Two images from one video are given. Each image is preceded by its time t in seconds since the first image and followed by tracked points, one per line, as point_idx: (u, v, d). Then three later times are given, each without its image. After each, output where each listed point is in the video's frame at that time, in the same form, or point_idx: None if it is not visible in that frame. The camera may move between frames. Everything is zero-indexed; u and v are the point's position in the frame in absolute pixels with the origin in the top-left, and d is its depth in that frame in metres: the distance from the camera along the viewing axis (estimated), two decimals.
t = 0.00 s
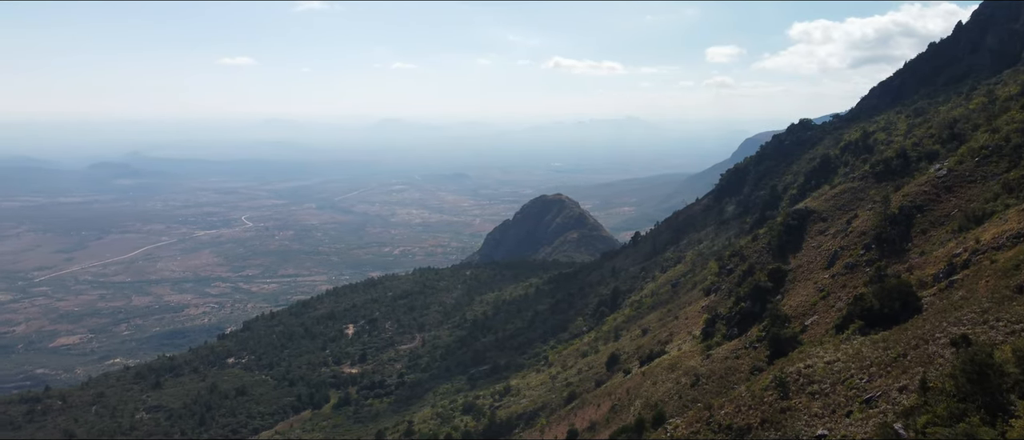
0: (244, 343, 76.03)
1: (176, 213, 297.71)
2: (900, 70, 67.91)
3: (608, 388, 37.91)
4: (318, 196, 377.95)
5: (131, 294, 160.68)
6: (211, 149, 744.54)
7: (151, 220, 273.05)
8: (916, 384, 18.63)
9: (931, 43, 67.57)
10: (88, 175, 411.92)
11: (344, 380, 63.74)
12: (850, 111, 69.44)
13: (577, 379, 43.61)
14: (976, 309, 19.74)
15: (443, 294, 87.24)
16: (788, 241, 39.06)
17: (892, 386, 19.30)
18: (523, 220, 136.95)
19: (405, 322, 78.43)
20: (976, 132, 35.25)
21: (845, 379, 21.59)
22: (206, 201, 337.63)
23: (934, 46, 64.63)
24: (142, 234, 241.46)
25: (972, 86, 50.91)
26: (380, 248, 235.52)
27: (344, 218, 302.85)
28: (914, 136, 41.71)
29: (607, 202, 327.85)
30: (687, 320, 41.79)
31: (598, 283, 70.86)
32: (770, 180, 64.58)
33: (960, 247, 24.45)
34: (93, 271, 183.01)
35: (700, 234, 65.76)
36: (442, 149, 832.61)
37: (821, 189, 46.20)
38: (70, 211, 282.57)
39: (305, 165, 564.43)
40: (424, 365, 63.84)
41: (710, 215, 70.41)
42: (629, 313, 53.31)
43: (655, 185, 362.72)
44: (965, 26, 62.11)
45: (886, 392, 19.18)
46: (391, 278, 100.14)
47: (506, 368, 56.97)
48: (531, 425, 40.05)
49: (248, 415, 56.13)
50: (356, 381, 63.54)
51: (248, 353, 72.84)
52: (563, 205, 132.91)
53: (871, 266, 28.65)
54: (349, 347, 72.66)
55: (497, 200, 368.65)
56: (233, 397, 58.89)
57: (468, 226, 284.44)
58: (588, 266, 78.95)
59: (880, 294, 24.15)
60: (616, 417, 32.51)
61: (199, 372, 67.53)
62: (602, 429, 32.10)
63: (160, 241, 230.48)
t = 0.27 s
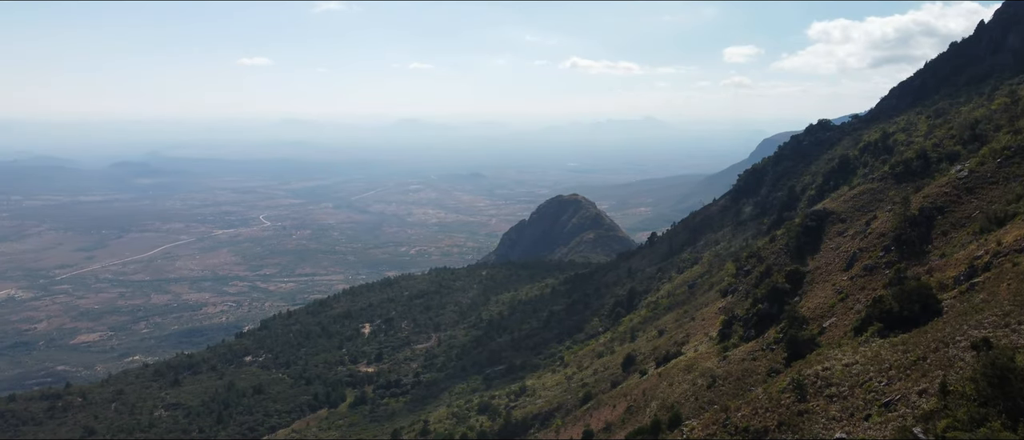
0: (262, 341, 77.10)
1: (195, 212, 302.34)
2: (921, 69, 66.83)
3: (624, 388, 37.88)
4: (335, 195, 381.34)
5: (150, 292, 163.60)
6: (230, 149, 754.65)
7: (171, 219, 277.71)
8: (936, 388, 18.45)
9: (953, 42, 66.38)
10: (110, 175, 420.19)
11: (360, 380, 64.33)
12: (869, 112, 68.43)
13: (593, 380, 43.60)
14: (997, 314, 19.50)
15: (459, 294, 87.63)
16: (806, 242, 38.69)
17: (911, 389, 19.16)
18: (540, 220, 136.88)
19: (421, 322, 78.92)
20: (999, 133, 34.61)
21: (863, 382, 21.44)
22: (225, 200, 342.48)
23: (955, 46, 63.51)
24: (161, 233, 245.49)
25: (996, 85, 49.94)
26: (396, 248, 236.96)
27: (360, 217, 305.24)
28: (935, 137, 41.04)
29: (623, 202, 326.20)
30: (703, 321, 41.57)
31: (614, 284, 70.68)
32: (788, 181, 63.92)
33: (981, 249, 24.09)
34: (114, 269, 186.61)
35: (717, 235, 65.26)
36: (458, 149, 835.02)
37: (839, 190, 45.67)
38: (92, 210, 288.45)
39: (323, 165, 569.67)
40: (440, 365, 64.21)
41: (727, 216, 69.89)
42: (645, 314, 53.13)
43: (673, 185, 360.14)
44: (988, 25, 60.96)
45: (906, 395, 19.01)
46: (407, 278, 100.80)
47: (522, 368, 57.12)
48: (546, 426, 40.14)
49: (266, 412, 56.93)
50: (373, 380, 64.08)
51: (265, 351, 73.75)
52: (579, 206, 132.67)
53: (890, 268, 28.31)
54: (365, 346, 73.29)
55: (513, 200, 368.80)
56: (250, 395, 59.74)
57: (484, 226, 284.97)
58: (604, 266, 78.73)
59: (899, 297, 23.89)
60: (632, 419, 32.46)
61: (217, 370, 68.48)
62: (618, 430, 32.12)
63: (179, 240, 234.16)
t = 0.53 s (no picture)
0: (280, 340, 78.08)
1: (214, 211, 306.67)
2: (943, 69, 65.65)
3: (640, 390, 37.84)
4: (351, 195, 384.43)
5: (169, 290, 166.36)
6: (248, 149, 764.33)
7: (190, 218, 282.07)
8: (956, 392, 18.27)
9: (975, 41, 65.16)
10: (131, 175, 428.02)
11: (376, 379, 64.86)
12: (889, 112, 67.41)
13: (609, 381, 43.56)
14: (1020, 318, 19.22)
15: (475, 294, 87.95)
16: (824, 243, 38.29)
17: (931, 392, 19.00)
18: (556, 220, 136.66)
19: (437, 321, 79.34)
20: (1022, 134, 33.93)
21: (882, 385, 21.25)
22: (243, 200, 347.00)
23: (978, 46, 62.32)
24: (180, 232, 249.38)
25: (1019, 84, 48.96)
26: (412, 247, 238.29)
27: (377, 217, 307.41)
28: (956, 137, 40.39)
29: (640, 202, 324.48)
30: (720, 323, 41.31)
31: (630, 285, 70.40)
32: (806, 182, 63.18)
33: (1003, 252, 23.72)
34: (133, 268, 190.11)
35: (734, 236, 64.72)
36: (475, 149, 836.68)
37: (858, 192, 45.10)
38: (114, 209, 294.12)
39: (340, 165, 574.57)
40: (456, 365, 64.54)
41: (745, 217, 69.27)
42: (661, 315, 52.90)
43: (691, 185, 357.32)
44: (1012, 24, 59.75)
45: (926, 399, 18.83)
46: (424, 278, 101.35)
47: (537, 368, 57.24)
48: (562, 427, 40.24)
49: (283, 411, 57.72)
50: (389, 380, 64.62)
51: (282, 350, 74.63)
52: (595, 206, 132.24)
53: (910, 270, 27.92)
54: (381, 345, 73.88)
55: (529, 200, 368.75)
56: (267, 394, 60.54)
57: (500, 226, 285.37)
58: (621, 267, 78.48)
59: (918, 299, 23.65)
60: (647, 420, 32.40)
61: (234, 369, 69.47)
62: (634, 431, 32.11)
63: (198, 239, 237.67)
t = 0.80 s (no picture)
0: (297, 339, 79.04)
1: (232, 211, 310.88)
2: (965, 69, 64.45)
3: (657, 391, 37.74)
4: (368, 195, 387.33)
5: (187, 289, 169.14)
6: (267, 149, 773.73)
7: (208, 218, 286.34)
8: (978, 395, 18.13)
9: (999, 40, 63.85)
10: (152, 175, 435.81)
11: (392, 378, 65.37)
12: (909, 112, 66.36)
13: (624, 382, 43.52)
14: None
15: (491, 294, 88.19)
16: (843, 245, 37.87)
17: (952, 396, 18.87)
18: (572, 221, 136.45)
19: (453, 322, 79.75)
20: None
21: (901, 388, 21.07)
22: (262, 200, 351.38)
23: (1001, 45, 61.09)
24: (199, 232, 253.39)
25: None
26: (428, 247, 239.47)
27: (393, 217, 309.39)
28: (979, 138, 39.68)
29: (657, 203, 322.53)
30: (737, 324, 41.00)
31: (647, 286, 70.10)
32: (825, 183, 62.47)
33: None
34: (153, 267, 193.53)
35: (751, 238, 64.14)
36: (491, 149, 837.86)
37: (877, 193, 44.48)
38: (134, 209, 299.67)
39: (357, 165, 579.22)
40: (471, 365, 64.83)
41: (762, 218, 68.64)
42: (677, 316, 52.66)
43: (708, 186, 354.23)
44: None
45: (947, 402, 18.68)
46: (440, 278, 101.84)
47: (553, 369, 57.36)
48: (578, 428, 40.27)
49: (300, 409, 58.45)
50: (405, 379, 65.14)
51: (299, 349, 75.50)
52: (611, 207, 131.71)
53: (930, 272, 27.57)
54: (397, 345, 74.44)
55: (545, 201, 368.40)
56: (284, 392, 61.34)
57: (516, 226, 285.51)
58: (637, 268, 78.17)
59: (938, 302, 23.42)
60: (664, 422, 32.34)
61: (252, 367, 70.46)
62: (650, 432, 32.08)
63: (216, 238, 241.25)
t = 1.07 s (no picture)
0: (314, 338, 80.02)
1: (250, 210, 315.08)
2: (989, 67, 63.12)
3: (674, 393, 37.65)
4: (385, 195, 390.12)
5: (206, 288, 171.98)
6: (285, 148, 783.07)
7: (228, 217, 290.78)
8: (1000, 400, 18.10)
9: None
10: (173, 175, 443.89)
11: (408, 378, 65.91)
12: (931, 112, 65.16)
13: (641, 383, 43.46)
14: None
15: (507, 295, 88.46)
16: (863, 246, 37.46)
17: (974, 400, 18.82)
18: (589, 222, 136.13)
19: (469, 322, 80.11)
20: None
21: (922, 391, 20.92)
22: (280, 199, 355.63)
23: None
24: (218, 231, 257.42)
25: None
26: (445, 247, 240.56)
27: (411, 217, 311.28)
28: (1001, 139, 38.96)
29: (674, 204, 320.31)
30: (755, 326, 40.69)
31: (664, 287, 69.74)
32: (844, 184, 61.69)
33: None
34: (172, 265, 197.08)
35: (770, 239, 63.47)
36: (507, 149, 838.66)
37: (898, 194, 43.82)
38: (156, 208, 305.28)
39: (375, 165, 583.68)
40: (488, 365, 65.11)
41: (781, 219, 67.96)
42: (695, 317, 52.36)
43: (727, 186, 350.78)
44: None
45: (968, 407, 18.60)
46: (456, 278, 102.36)
47: (569, 369, 57.40)
48: (593, 429, 40.30)
49: (316, 408, 59.15)
50: (421, 379, 65.63)
51: (316, 348, 76.40)
52: (628, 207, 131.00)
53: (952, 275, 27.28)
54: (414, 344, 75.00)
55: (562, 201, 367.89)
56: (301, 391, 62.10)
57: (533, 227, 285.57)
58: (654, 269, 77.75)
59: (959, 305, 23.27)
60: (680, 424, 32.27)
61: (270, 366, 71.46)
62: (666, 434, 32.04)
63: (235, 238, 244.89)
